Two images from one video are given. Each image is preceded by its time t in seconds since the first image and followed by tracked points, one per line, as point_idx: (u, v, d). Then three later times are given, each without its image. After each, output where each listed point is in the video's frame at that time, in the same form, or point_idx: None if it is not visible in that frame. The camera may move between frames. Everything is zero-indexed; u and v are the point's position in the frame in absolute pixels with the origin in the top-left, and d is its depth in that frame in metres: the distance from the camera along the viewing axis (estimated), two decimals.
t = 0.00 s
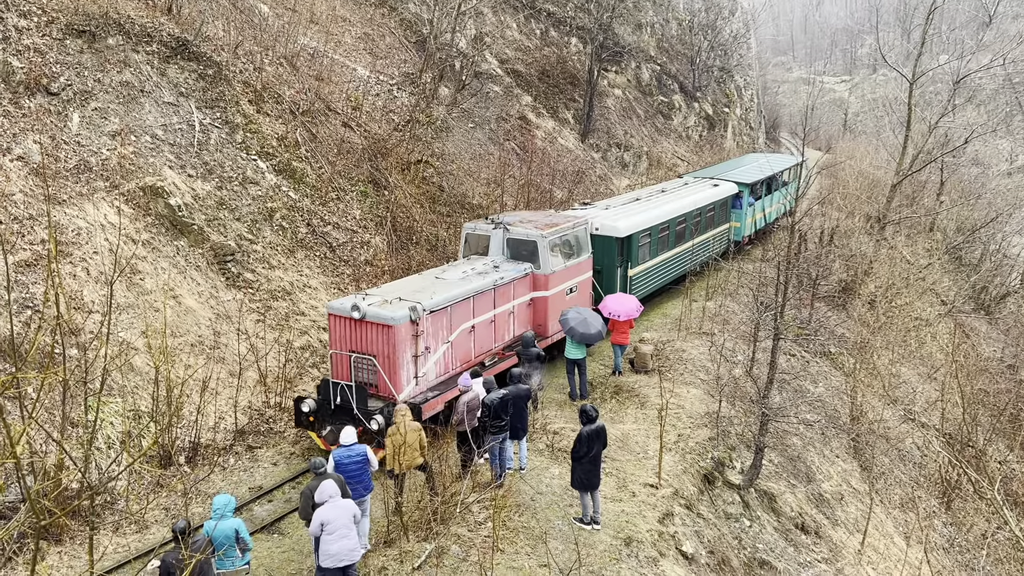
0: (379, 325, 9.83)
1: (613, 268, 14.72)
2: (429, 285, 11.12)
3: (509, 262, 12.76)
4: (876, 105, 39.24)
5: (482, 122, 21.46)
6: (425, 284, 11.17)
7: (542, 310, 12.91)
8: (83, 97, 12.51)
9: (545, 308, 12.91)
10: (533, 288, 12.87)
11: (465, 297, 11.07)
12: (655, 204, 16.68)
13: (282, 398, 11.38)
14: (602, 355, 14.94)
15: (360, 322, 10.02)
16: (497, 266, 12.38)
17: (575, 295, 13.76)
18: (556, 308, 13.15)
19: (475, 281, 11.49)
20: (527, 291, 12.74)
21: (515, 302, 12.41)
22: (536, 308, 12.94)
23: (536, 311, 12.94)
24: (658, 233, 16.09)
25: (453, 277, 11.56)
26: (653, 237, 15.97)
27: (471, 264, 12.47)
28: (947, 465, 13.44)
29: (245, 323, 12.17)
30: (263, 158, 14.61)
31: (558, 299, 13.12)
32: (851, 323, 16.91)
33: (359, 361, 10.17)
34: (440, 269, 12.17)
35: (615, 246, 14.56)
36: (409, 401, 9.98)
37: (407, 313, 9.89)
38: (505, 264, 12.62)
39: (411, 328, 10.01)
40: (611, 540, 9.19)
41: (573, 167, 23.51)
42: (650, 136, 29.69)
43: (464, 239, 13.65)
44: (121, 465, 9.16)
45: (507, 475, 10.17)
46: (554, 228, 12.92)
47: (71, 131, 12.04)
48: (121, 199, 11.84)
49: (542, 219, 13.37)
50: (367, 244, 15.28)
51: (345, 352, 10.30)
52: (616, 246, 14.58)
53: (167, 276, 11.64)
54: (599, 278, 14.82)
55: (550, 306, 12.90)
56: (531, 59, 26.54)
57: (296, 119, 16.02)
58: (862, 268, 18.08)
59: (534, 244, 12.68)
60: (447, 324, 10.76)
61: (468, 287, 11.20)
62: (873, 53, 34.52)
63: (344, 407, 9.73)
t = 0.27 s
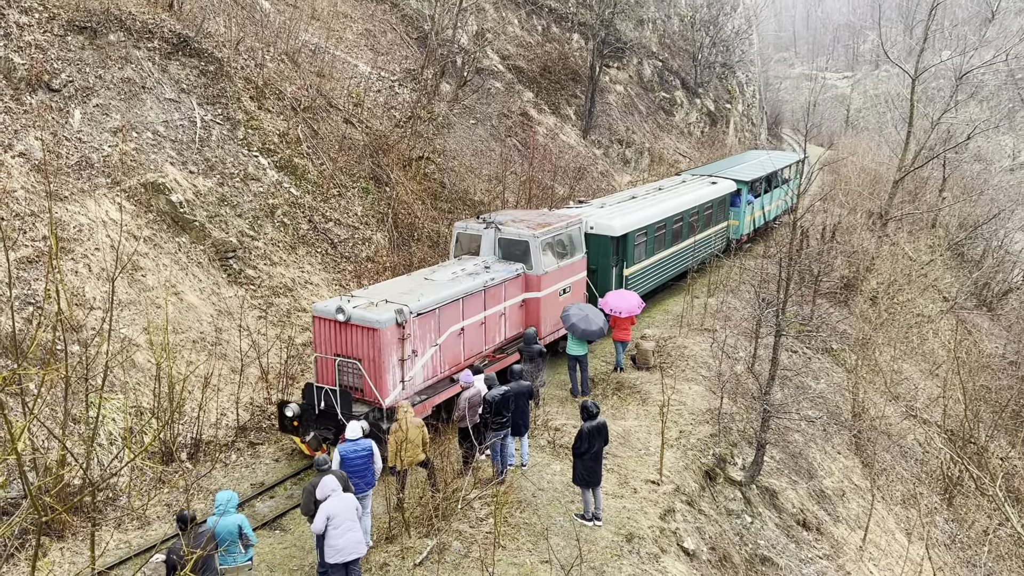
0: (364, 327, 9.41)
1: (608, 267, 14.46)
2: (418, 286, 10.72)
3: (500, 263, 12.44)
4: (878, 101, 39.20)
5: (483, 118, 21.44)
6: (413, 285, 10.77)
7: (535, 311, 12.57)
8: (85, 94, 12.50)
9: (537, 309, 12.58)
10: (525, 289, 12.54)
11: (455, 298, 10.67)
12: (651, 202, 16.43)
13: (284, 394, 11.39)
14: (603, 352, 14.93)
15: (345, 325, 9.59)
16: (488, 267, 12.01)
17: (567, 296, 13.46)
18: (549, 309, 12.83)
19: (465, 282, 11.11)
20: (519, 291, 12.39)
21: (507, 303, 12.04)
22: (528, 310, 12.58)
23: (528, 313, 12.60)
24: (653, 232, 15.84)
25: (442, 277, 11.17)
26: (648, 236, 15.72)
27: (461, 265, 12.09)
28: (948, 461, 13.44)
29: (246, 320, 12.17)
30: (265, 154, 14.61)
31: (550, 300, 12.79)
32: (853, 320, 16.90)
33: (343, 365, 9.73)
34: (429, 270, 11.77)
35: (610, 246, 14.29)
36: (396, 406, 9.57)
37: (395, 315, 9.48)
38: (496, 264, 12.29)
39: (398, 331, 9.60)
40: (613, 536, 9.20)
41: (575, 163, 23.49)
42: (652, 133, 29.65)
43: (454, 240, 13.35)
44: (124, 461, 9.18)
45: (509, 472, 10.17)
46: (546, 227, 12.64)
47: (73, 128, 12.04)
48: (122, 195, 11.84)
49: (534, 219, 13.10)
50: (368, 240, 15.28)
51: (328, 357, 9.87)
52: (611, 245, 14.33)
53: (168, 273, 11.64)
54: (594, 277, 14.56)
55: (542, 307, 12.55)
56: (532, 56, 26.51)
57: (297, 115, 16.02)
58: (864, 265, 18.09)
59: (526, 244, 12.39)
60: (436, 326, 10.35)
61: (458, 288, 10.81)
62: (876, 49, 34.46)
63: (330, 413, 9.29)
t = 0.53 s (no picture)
0: (347, 331, 9.27)
1: (603, 268, 14.30)
2: (404, 288, 10.56)
3: (490, 263, 12.23)
4: (881, 98, 39.14)
5: (485, 115, 21.42)
6: (399, 287, 10.61)
7: (526, 313, 12.37)
8: (86, 91, 12.49)
9: (528, 311, 12.37)
10: (516, 290, 12.32)
11: (442, 301, 10.50)
12: (646, 202, 16.26)
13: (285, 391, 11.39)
14: (605, 349, 14.93)
15: (328, 328, 9.47)
16: (478, 268, 11.82)
17: (561, 297, 13.23)
18: (541, 310, 12.61)
19: (453, 284, 10.92)
20: (510, 293, 12.18)
21: (497, 304, 11.85)
22: (519, 311, 12.38)
23: (520, 314, 12.40)
24: (649, 231, 15.66)
25: (430, 279, 11.00)
26: (644, 236, 15.54)
27: (451, 266, 11.91)
28: (950, 458, 13.43)
29: (248, 317, 12.18)
30: (266, 151, 14.60)
31: (542, 301, 12.58)
32: (855, 317, 16.89)
33: (328, 369, 9.63)
34: (418, 271, 11.60)
35: (605, 246, 14.13)
36: (381, 411, 9.44)
37: (378, 319, 9.32)
38: (487, 265, 12.08)
39: (382, 335, 9.43)
40: (614, 533, 9.21)
41: (577, 160, 23.47)
42: (653, 130, 29.62)
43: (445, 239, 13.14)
44: (125, 457, 9.19)
45: (510, 469, 10.18)
46: (537, 227, 12.39)
47: (75, 125, 12.03)
48: (124, 192, 11.85)
49: (526, 218, 12.85)
50: (370, 237, 15.28)
51: (312, 360, 9.75)
52: (606, 245, 14.16)
53: (170, 269, 11.64)
54: (589, 277, 14.41)
55: (534, 308, 12.34)
56: (534, 53, 26.49)
57: (298, 112, 16.01)
58: (866, 262, 18.08)
59: (517, 244, 12.14)
60: (422, 329, 10.18)
61: (445, 290, 10.63)
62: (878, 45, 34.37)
63: (315, 420, 9.12)
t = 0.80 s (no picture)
0: (329, 335, 8.92)
1: (599, 268, 14.11)
2: (390, 291, 10.22)
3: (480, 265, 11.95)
4: (883, 95, 39.09)
5: (486, 113, 21.41)
6: (384, 290, 10.27)
7: (515, 315, 12.10)
8: (88, 88, 12.50)
9: (518, 314, 12.09)
10: (505, 292, 12.05)
11: (428, 304, 10.18)
12: (642, 202, 16.08)
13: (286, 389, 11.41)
14: (606, 347, 14.94)
15: (309, 332, 9.10)
16: (467, 270, 11.53)
17: (550, 300, 12.97)
18: (531, 313, 12.36)
19: (440, 286, 10.62)
20: (499, 295, 11.90)
21: (486, 307, 11.56)
22: (508, 314, 12.09)
23: (509, 317, 12.12)
24: (645, 232, 15.48)
25: (416, 281, 10.67)
26: (640, 236, 15.36)
27: (439, 268, 11.61)
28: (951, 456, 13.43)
29: (249, 314, 12.18)
30: (268, 149, 14.60)
31: (532, 304, 12.31)
32: (856, 315, 16.89)
33: (309, 375, 9.22)
34: (404, 274, 11.25)
35: (600, 247, 13.95)
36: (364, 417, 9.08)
37: (361, 322, 8.97)
38: (475, 267, 11.79)
39: (366, 339, 9.11)
40: (615, 530, 9.22)
41: (578, 158, 23.46)
42: (655, 127, 29.59)
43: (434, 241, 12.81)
44: (126, 455, 9.21)
45: (511, 466, 10.19)
46: (527, 228, 12.18)
47: (76, 122, 12.04)
48: (125, 189, 11.86)
49: (515, 220, 12.61)
50: (371, 235, 15.28)
51: (292, 366, 9.33)
52: (601, 246, 13.98)
53: (171, 267, 11.65)
54: (583, 279, 14.24)
55: (524, 311, 12.07)
56: (535, 50, 26.47)
57: (300, 109, 16.01)
58: (867, 260, 18.07)
59: (506, 245, 11.91)
60: (408, 332, 9.86)
61: (432, 292, 10.32)
62: (880, 43, 34.30)
63: (294, 425, 8.88)
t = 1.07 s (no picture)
0: (309, 340, 8.75)
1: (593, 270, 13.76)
2: (374, 294, 9.99)
3: (469, 267, 11.60)
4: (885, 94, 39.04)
5: (488, 111, 21.40)
6: (369, 293, 10.02)
7: (506, 319, 11.69)
8: (89, 85, 12.51)
9: (509, 317, 11.69)
10: (496, 295, 11.66)
11: (413, 307, 9.91)
12: (638, 202, 15.76)
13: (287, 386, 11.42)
14: (607, 345, 14.95)
15: (290, 337, 8.93)
16: (455, 271, 11.18)
17: (544, 302, 12.54)
18: (523, 316, 11.95)
19: (426, 289, 10.29)
20: (490, 298, 11.51)
21: (475, 310, 11.17)
22: (499, 317, 11.70)
23: (500, 320, 11.73)
24: (640, 232, 15.17)
25: (402, 284, 10.41)
26: (635, 237, 15.05)
27: (427, 270, 11.31)
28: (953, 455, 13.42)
29: (251, 312, 12.19)
30: (269, 147, 14.60)
31: (524, 307, 11.90)
32: (858, 313, 16.89)
33: (291, 380, 9.09)
34: (392, 276, 11.02)
35: (595, 248, 13.60)
36: (345, 424, 8.87)
37: (342, 326, 8.77)
38: (465, 269, 11.43)
39: (346, 344, 8.89)
40: (616, 528, 9.22)
41: (580, 156, 23.45)
42: (657, 125, 29.57)
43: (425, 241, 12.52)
44: (128, 452, 9.23)
45: (512, 464, 10.20)
46: (519, 229, 11.74)
47: (78, 120, 12.05)
48: (127, 187, 11.87)
49: (508, 220, 12.20)
50: (373, 233, 15.29)
51: (275, 371, 9.21)
52: (595, 247, 13.62)
53: (173, 264, 11.66)
54: (577, 280, 13.89)
55: (515, 314, 11.65)
56: (537, 48, 26.45)
57: (302, 107, 16.00)
58: (869, 258, 18.06)
59: (496, 247, 11.49)
60: (392, 337, 9.61)
61: (417, 295, 10.04)
62: (882, 41, 34.22)
63: (274, 433, 8.74)
